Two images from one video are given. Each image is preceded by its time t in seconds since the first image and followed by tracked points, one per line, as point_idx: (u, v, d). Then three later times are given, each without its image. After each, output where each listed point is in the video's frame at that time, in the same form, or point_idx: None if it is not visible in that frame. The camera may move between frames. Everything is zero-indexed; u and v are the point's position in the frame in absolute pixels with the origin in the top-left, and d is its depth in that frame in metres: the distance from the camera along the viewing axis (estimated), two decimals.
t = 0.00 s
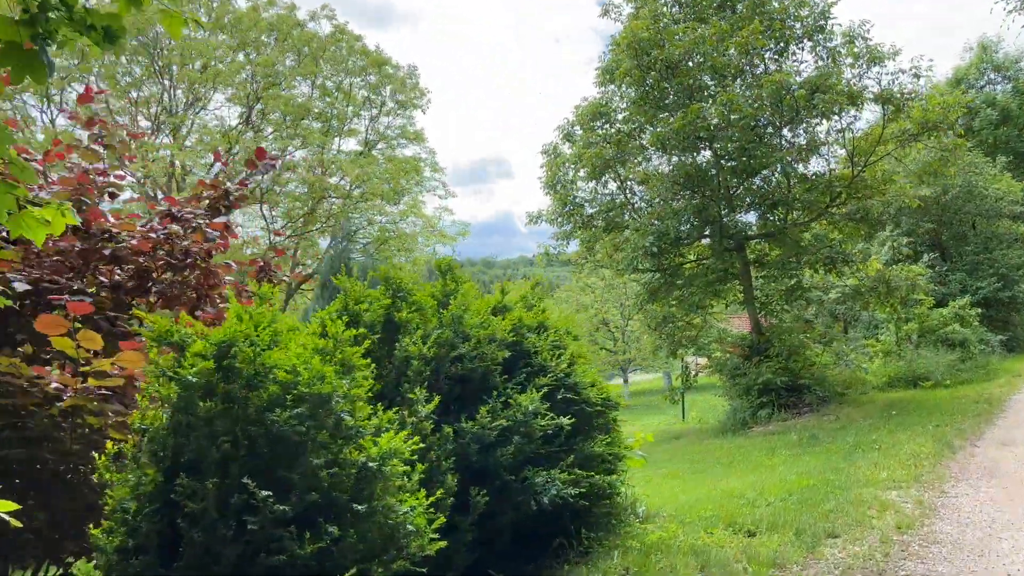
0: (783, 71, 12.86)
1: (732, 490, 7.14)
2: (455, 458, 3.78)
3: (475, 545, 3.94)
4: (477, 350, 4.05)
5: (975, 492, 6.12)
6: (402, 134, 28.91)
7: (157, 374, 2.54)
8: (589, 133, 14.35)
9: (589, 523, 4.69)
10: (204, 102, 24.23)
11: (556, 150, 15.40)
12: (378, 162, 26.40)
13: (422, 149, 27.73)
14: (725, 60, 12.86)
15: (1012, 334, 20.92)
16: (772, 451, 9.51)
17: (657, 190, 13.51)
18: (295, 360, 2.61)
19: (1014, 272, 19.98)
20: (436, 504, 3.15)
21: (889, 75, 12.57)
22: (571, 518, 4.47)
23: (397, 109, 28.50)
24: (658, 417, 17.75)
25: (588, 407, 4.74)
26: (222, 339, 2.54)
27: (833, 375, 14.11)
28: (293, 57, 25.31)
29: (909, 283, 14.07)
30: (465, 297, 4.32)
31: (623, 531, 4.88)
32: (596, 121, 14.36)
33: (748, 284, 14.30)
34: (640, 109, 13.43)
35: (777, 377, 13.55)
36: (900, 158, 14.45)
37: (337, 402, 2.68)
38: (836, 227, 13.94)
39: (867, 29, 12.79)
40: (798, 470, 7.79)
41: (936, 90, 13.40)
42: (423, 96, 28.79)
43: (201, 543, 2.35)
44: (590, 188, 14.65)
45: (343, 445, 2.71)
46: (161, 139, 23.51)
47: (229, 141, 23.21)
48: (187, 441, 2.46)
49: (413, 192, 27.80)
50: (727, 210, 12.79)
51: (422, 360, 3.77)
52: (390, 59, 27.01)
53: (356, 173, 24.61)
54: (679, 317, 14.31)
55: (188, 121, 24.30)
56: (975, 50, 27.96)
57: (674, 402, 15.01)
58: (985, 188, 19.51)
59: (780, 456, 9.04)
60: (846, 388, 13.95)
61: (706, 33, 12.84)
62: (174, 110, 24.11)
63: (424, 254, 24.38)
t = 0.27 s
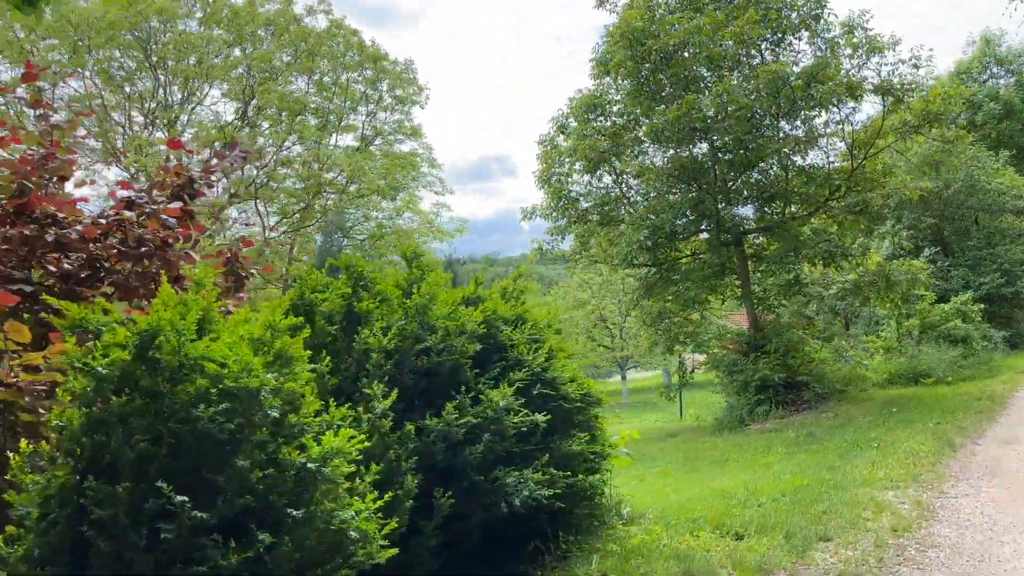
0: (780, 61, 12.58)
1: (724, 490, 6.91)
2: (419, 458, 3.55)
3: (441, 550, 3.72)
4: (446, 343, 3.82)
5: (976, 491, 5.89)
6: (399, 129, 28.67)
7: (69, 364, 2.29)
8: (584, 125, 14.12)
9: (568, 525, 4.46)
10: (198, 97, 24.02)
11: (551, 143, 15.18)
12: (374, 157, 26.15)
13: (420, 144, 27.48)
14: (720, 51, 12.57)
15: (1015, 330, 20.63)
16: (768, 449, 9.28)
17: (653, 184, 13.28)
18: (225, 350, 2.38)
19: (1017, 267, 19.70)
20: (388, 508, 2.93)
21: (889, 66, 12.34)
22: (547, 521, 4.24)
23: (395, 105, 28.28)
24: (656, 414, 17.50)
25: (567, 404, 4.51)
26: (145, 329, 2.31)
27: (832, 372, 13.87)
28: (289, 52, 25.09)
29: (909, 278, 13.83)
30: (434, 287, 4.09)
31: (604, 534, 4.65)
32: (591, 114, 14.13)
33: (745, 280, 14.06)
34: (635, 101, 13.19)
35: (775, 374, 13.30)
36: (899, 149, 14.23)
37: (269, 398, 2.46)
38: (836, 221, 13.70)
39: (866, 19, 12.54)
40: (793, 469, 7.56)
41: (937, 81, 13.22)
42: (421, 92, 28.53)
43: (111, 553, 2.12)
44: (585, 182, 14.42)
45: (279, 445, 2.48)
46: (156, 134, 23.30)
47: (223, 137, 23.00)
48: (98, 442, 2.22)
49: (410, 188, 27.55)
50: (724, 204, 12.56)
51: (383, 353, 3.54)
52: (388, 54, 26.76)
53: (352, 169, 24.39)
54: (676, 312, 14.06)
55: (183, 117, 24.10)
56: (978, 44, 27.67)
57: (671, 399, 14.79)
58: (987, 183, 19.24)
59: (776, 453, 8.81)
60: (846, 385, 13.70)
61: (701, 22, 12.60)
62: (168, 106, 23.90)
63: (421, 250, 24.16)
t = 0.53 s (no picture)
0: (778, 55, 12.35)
1: (716, 495, 6.69)
2: (380, 469, 3.33)
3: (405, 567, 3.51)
4: (411, 347, 3.60)
5: (977, 499, 5.64)
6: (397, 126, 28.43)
7: None
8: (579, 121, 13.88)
9: (547, 537, 4.24)
10: (193, 93, 23.81)
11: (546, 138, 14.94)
12: (371, 154, 25.93)
13: (417, 141, 27.24)
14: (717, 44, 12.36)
15: (1019, 329, 20.37)
16: (763, 452, 9.06)
17: (649, 180, 13.05)
18: (144, 357, 2.15)
19: (1021, 265, 19.41)
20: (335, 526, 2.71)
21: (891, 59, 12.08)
22: (522, 532, 4.02)
23: (392, 101, 28.03)
24: (654, 414, 17.28)
25: (544, 410, 4.29)
26: (49, 334, 2.07)
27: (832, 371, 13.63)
28: (285, 48, 24.86)
29: (910, 276, 13.58)
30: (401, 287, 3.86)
31: (586, 545, 4.43)
32: (586, 109, 13.91)
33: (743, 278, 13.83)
34: (631, 96, 12.98)
35: (773, 374, 13.08)
36: (900, 144, 13.98)
37: (192, 409, 2.20)
38: (836, 218, 13.46)
39: (867, 11, 12.28)
40: (789, 473, 7.33)
41: (939, 75, 12.95)
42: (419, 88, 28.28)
43: None
44: (580, 178, 14.19)
45: (205, 460, 2.26)
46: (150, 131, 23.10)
47: (218, 133, 22.79)
48: None
49: (408, 185, 27.32)
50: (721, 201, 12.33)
51: (342, 358, 3.32)
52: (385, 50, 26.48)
53: (348, 166, 24.16)
54: (673, 310, 13.85)
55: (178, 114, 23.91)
56: (982, 39, 27.36)
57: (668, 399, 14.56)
58: (990, 178, 18.98)
59: (773, 456, 8.58)
60: (846, 385, 13.46)
61: (697, 15, 12.36)
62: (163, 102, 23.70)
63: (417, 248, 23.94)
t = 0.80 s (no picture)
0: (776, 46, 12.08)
1: (706, 499, 6.46)
2: (332, 478, 3.09)
3: None
4: (369, 344, 3.36)
5: (977, 504, 5.40)
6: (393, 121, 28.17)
7: None
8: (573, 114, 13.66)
9: (521, 547, 4.00)
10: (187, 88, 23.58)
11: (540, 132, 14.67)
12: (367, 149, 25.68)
13: (414, 136, 26.99)
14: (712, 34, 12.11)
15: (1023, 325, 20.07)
16: (757, 452, 8.83)
17: (643, 174, 12.82)
18: (35, 358, 1.92)
19: None
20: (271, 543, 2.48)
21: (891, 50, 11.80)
22: (493, 543, 3.79)
23: (389, 97, 27.77)
24: (651, 412, 17.05)
25: (518, 411, 4.05)
26: None
27: (830, 369, 13.39)
28: (279, 42, 24.64)
29: (911, 272, 13.31)
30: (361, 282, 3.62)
31: (563, 555, 4.19)
32: (580, 103, 13.69)
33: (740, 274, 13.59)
34: (626, 89, 12.84)
35: (771, 372, 12.83)
36: (901, 137, 13.72)
37: (90, 418, 1.97)
38: (834, 213, 13.21)
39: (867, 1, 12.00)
40: (783, 475, 7.09)
41: (941, 67, 12.67)
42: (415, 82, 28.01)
43: None
44: (575, 173, 13.96)
45: (109, 474, 2.02)
46: (144, 127, 22.92)
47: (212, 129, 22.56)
48: None
49: (405, 181, 27.07)
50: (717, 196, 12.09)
51: (290, 358, 3.08)
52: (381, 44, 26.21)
53: (343, 162, 23.94)
54: (669, 307, 13.61)
55: (172, 109, 23.73)
56: (986, 32, 27.02)
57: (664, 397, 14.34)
58: (994, 173, 18.69)
59: (768, 457, 8.33)
60: (846, 383, 13.22)
61: (692, 5, 12.10)
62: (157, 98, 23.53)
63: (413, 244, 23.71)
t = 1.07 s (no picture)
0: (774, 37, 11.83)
1: (696, 503, 6.23)
2: (280, 490, 2.87)
3: None
4: (324, 346, 3.13)
5: (978, 510, 5.17)
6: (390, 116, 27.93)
7: None
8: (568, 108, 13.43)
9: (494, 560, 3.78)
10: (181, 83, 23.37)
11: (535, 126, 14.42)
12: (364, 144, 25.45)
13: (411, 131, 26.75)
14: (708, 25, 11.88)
15: None
16: (750, 453, 8.61)
17: (636, 170, 12.62)
18: None
19: None
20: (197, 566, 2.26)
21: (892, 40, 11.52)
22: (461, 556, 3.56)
23: (386, 91, 27.53)
24: (649, 411, 16.82)
25: (492, 416, 3.81)
26: None
27: (829, 367, 13.16)
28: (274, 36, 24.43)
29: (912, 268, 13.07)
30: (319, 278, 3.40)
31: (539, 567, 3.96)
32: (574, 96, 13.46)
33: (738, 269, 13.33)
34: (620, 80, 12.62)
35: (769, 370, 12.60)
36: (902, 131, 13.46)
37: None
38: (834, 208, 12.96)
39: None
40: (778, 478, 6.85)
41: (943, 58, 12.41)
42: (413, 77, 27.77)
43: None
44: (570, 168, 13.72)
45: None
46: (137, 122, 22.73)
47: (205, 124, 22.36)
48: None
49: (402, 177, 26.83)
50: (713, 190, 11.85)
51: (233, 361, 2.85)
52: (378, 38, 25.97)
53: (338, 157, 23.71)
54: (665, 304, 13.38)
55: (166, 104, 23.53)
56: (989, 25, 26.72)
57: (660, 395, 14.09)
58: (997, 167, 18.41)
59: (762, 459, 8.11)
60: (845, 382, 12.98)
61: None
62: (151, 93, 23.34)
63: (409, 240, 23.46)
